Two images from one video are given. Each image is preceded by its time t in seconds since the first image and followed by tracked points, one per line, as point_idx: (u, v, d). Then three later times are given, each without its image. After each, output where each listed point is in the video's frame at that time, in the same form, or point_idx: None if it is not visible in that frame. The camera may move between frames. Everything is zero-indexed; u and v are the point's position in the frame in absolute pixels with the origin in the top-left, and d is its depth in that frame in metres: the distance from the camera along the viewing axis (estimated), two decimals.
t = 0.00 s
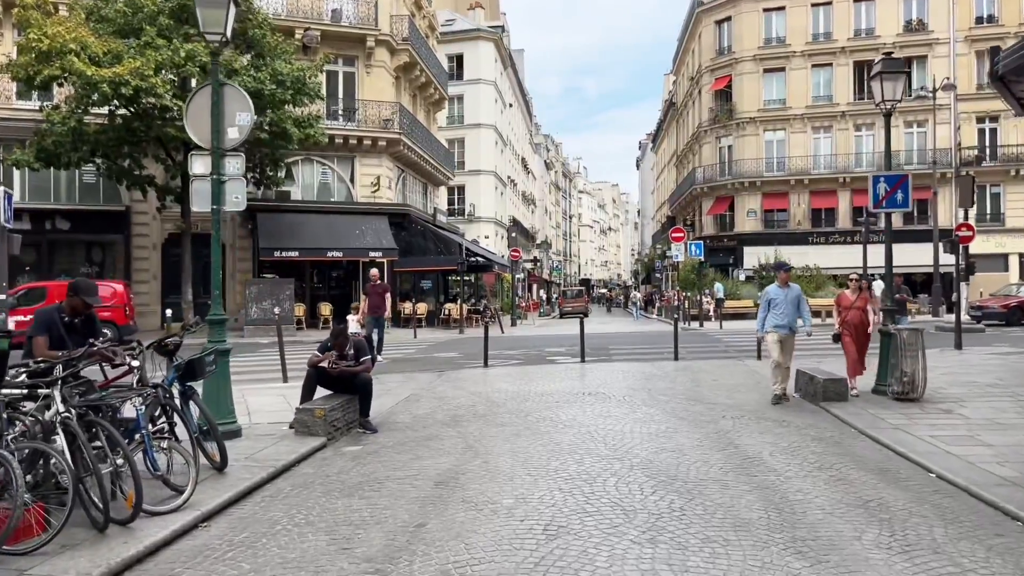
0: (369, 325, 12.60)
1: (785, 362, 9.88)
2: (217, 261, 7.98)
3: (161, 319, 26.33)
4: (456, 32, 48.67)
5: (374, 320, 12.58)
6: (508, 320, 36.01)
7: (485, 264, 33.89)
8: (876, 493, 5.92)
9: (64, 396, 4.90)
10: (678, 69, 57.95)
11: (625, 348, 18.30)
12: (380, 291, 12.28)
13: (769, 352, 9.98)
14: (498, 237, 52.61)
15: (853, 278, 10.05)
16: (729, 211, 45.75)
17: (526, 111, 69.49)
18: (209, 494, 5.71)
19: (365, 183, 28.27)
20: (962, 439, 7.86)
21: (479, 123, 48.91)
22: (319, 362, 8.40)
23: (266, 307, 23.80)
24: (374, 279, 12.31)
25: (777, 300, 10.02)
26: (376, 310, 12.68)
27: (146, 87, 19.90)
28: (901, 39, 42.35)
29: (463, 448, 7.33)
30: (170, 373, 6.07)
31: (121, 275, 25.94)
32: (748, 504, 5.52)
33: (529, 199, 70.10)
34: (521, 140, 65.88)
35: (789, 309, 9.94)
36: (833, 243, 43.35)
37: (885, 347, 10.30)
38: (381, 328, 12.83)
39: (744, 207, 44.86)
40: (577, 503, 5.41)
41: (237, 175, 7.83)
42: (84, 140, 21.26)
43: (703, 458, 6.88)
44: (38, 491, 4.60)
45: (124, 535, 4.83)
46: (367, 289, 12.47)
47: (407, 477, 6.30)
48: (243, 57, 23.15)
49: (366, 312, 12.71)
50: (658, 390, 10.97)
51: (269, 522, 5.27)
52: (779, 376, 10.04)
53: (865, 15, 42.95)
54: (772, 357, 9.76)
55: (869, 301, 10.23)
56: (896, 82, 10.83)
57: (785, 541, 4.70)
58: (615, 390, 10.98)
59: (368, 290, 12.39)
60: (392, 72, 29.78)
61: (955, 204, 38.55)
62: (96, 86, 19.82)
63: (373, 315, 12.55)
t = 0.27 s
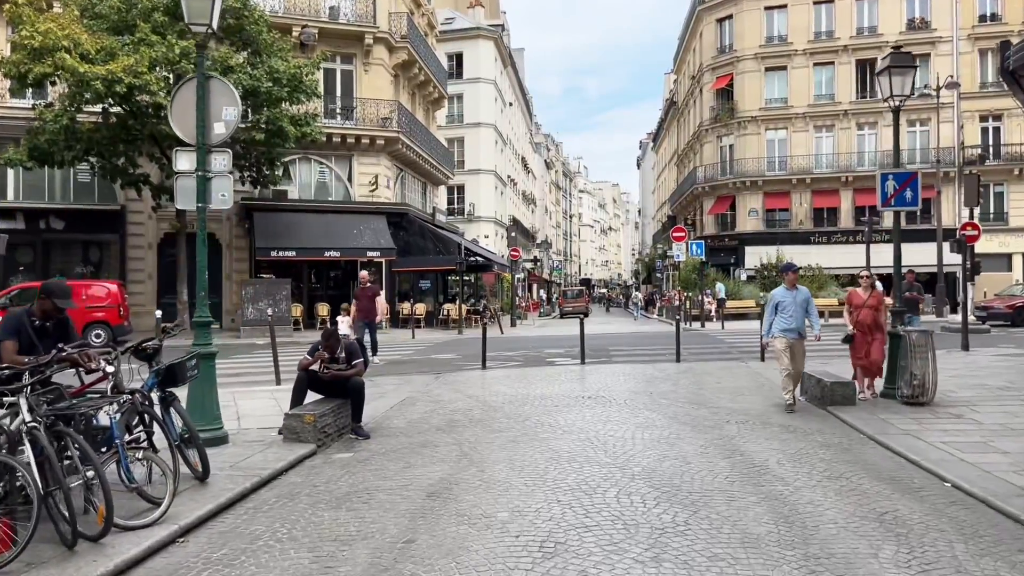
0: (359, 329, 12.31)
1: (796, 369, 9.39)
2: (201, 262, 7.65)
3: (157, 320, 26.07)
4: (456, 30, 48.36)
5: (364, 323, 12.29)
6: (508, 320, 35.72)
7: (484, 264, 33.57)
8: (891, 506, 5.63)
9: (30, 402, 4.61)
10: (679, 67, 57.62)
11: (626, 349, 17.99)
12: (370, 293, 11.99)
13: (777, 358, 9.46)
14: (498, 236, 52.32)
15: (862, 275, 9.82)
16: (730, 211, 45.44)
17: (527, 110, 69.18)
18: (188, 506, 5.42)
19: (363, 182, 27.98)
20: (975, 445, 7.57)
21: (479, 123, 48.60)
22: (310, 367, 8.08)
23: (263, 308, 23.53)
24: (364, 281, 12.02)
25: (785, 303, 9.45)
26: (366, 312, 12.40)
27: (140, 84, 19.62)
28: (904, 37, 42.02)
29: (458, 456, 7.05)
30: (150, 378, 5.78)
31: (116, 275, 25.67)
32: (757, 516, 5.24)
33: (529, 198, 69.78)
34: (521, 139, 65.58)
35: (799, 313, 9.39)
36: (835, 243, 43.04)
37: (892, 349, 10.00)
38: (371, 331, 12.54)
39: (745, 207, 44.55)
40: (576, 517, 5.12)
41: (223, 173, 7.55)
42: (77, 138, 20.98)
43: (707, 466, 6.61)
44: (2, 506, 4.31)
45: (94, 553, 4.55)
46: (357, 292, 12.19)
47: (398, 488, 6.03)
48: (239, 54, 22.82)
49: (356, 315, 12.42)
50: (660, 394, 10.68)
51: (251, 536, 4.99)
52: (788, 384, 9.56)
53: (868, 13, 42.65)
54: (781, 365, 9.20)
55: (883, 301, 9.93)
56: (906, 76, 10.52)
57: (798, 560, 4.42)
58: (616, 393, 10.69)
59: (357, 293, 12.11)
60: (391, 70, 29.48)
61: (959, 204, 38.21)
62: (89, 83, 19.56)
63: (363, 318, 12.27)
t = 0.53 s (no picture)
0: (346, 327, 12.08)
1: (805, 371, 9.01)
2: (181, 258, 7.36)
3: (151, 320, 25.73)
4: (455, 28, 48.02)
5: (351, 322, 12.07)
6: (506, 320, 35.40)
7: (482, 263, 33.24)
8: (908, 516, 5.31)
9: None
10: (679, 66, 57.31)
11: (626, 349, 17.64)
12: (359, 291, 11.79)
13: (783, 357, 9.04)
14: (497, 236, 51.98)
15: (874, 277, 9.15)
16: (731, 210, 45.12)
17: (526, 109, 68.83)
18: (160, 518, 5.09)
19: (359, 180, 27.65)
20: (990, 450, 7.24)
21: (478, 121, 48.26)
22: (297, 368, 7.80)
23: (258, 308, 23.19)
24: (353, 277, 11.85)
25: (796, 301, 8.92)
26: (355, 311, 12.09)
27: (131, 80, 19.30)
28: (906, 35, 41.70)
29: (450, 461, 6.72)
30: (121, 381, 5.44)
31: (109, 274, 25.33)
32: (765, 528, 4.90)
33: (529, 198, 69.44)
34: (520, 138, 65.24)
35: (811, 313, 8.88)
36: (837, 242, 42.71)
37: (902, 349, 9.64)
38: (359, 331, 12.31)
39: (746, 206, 44.22)
40: (572, 530, 4.79)
41: (205, 165, 7.23)
42: (68, 135, 20.66)
43: (712, 473, 6.29)
44: None
45: (52, 570, 4.21)
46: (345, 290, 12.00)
47: (385, 496, 5.70)
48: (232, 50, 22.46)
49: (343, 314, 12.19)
50: (661, 396, 10.35)
51: (225, 551, 4.66)
52: (791, 384, 9.20)
53: (869, 11, 42.34)
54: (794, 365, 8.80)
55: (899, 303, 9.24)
56: (914, 67, 10.18)
57: None
58: (615, 395, 10.36)
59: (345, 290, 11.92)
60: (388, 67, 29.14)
61: (961, 203, 37.88)
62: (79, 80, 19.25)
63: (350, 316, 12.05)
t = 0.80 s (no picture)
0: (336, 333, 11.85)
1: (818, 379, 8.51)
2: (162, 262, 6.99)
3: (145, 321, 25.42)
4: (454, 26, 47.69)
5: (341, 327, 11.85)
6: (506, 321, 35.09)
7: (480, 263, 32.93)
8: (927, 535, 5.00)
9: None
10: (680, 64, 56.98)
11: (627, 351, 17.34)
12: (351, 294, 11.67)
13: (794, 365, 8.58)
14: (496, 236, 51.68)
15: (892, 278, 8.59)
16: (731, 209, 44.79)
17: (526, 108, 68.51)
18: (131, 538, 4.79)
19: (357, 179, 27.33)
20: (1007, 460, 6.94)
21: (477, 120, 47.95)
22: (285, 375, 7.48)
23: (254, 309, 22.88)
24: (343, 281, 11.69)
25: (812, 307, 8.38)
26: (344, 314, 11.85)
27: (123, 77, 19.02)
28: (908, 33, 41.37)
29: (442, 474, 6.40)
30: (91, 394, 5.14)
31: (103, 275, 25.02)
32: (776, 550, 4.59)
33: (529, 197, 69.13)
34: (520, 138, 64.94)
35: (825, 320, 8.33)
36: (838, 242, 42.42)
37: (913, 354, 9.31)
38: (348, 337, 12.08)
39: (747, 206, 43.93)
40: (571, 552, 4.47)
41: (186, 163, 6.90)
42: (61, 134, 20.38)
43: (717, 487, 5.97)
44: None
45: None
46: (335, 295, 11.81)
47: (372, 513, 5.38)
48: (227, 48, 22.15)
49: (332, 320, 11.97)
50: (662, 401, 10.03)
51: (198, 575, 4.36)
52: (798, 389, 8.90)
53: (871, 9, 42.02)
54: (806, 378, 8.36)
55: (921, 306, 8.60)
56: (926, 62, 9.85)
57: None
58: (616, 401, 10.04)
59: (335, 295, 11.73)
60: (386, 65, 28.82)
61: (964, 202, 37.59)
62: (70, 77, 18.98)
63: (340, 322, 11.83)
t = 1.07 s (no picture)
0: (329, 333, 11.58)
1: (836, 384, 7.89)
2: (144, 258, 6.69)
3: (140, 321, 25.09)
4: (453, 24, 47.37)
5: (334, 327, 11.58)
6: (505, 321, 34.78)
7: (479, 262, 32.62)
8: (951, 547, 4.70)
9: None
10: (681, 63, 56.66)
11: (628, 351, 17.02)
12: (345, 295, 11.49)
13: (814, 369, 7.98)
14: (496, 235, 51.35)
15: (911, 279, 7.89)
16: (732, 209, 44.46)
17: (525, 107, 68.19)
18: (102, 550, 4.48)
19: (354, 177, 27.02)
20: None
21: (476, 119, 47.63)
22: (273, 375, 7.19)
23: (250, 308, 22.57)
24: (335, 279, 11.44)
25: (829, 304, 7.88)
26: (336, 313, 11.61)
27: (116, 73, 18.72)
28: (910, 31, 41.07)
29: (436, 480, 6.09)
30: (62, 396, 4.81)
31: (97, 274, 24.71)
32: (791, 564, 4.28)
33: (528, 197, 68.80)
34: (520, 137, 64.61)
35: (841, 318, 7.81)
36: (840, 242, 42.11)
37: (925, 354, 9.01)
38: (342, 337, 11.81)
39: (748, 205, 43.60)
40: (571, 567, 4.16)
41: (169, 154, 6.59)
42: (53, 131, 20.08)
43: (725, 495, 5.66)
44: None
45: None
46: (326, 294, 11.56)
47: (360, 523, 5.06)
48: (222, 44, 21.84)
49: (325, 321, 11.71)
50: (666, 403, 9.71)
51: None
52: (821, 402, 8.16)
53: (873, 7, 41.69)
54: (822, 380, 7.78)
55: (941, 308, 7.92)
56: (938, 53, 9.55)
57: None
58: (618, 403, 9.72)
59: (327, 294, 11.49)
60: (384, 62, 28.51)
61: (967, 202, 37.28)
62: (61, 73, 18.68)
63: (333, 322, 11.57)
